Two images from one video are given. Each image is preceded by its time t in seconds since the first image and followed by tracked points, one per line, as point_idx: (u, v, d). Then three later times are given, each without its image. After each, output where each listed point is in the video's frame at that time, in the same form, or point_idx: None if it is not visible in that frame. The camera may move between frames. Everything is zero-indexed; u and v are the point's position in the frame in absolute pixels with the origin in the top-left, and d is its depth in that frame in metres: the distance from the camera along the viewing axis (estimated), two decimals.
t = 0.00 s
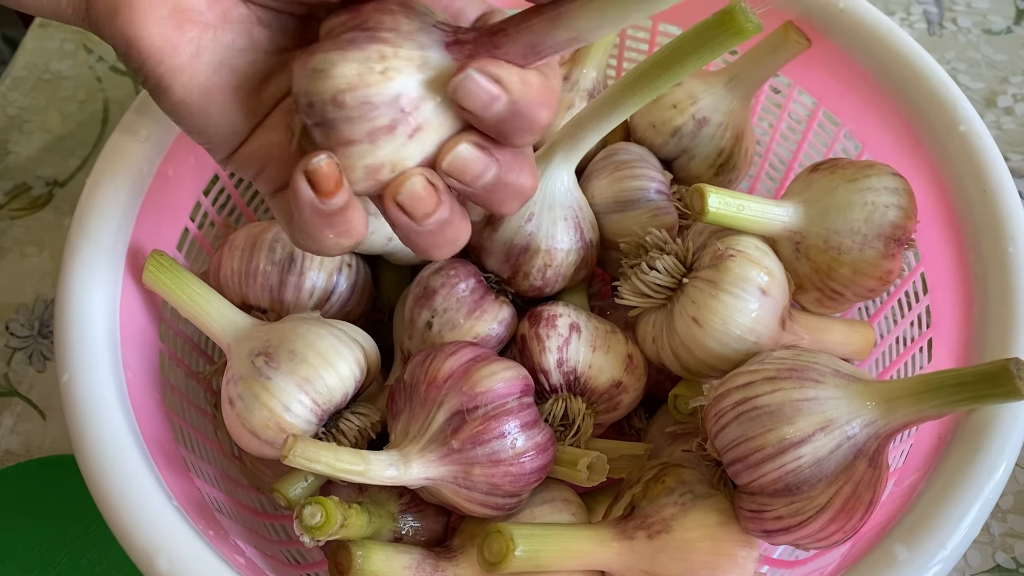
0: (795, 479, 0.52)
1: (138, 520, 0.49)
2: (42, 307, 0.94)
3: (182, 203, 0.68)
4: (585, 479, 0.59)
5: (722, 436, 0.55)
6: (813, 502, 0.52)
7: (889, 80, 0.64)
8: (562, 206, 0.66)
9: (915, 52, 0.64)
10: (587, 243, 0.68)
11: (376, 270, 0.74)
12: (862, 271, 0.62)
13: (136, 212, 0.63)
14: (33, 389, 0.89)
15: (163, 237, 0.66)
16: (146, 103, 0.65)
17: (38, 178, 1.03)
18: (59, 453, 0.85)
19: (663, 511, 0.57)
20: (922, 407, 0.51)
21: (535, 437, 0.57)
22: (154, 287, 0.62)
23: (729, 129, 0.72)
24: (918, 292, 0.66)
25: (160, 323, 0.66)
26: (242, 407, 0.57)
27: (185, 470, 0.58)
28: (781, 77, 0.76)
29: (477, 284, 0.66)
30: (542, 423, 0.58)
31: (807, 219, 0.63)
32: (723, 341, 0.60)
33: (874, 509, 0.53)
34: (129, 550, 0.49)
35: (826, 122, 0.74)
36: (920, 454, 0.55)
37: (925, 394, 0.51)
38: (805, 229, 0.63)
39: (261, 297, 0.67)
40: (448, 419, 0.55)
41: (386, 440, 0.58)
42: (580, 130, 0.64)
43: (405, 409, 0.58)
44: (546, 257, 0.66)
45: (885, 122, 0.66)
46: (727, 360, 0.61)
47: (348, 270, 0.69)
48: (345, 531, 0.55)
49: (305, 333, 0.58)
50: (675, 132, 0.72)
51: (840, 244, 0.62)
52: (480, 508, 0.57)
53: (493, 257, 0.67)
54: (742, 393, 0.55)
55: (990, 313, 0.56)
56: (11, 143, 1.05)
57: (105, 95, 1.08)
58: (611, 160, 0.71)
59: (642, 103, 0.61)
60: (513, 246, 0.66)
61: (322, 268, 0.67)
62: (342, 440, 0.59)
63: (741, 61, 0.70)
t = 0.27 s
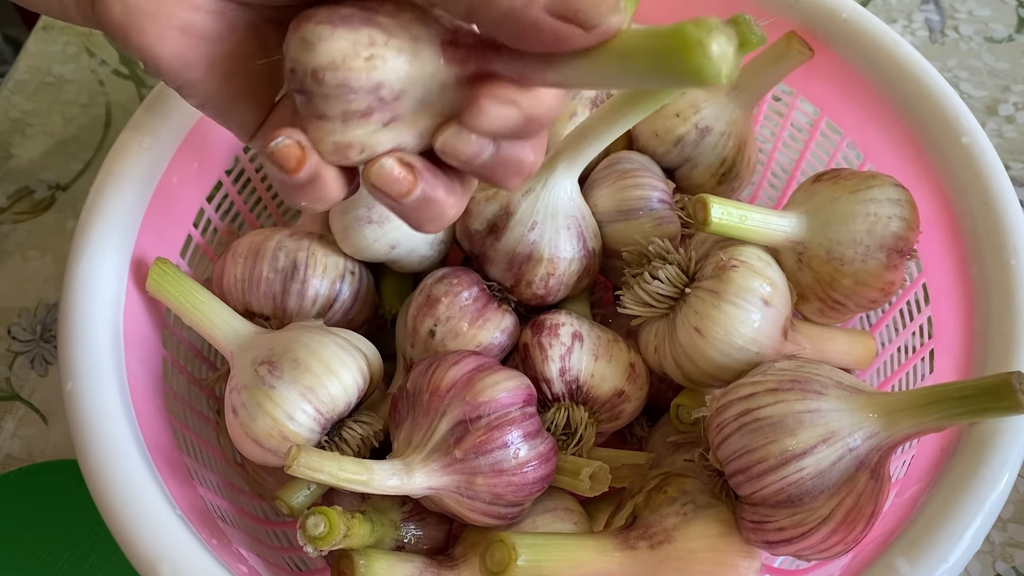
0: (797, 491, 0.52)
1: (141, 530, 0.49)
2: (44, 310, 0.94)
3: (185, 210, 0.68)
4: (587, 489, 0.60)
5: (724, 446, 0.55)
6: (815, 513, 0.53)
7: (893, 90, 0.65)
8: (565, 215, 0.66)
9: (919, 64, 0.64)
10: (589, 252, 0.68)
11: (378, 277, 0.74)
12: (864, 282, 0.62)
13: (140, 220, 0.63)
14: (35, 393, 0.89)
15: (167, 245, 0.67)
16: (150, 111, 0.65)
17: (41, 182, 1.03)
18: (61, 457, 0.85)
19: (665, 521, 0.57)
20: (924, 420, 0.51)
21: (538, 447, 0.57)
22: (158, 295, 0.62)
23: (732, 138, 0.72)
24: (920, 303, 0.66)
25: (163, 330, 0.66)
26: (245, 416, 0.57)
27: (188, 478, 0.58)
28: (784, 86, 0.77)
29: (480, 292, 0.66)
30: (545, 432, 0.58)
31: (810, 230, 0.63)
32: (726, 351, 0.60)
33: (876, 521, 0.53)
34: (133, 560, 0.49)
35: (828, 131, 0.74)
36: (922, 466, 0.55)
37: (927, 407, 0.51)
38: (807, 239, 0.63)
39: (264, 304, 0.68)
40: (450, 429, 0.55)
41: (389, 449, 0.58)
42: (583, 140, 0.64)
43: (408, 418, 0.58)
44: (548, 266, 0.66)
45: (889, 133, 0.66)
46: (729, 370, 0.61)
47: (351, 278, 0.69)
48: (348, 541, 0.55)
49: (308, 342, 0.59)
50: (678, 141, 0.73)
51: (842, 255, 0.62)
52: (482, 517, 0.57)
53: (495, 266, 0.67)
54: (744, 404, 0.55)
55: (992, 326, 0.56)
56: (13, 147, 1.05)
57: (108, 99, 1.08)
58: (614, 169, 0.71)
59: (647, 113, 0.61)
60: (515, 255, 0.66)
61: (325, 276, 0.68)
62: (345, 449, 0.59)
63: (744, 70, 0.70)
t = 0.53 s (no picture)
0: (799, 504, 0.52)
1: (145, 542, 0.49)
2: (46, 316, 0.94)
3: (188, 219, 0.68)
4: (589, 500, 0.60)
5: (727, 459, 0.56)
6: (817, 527, 0.53)
7: (896, 103, 0.65)
8: (568, 225, 0.66)
9: (922, 77, 0.64)
10: (592, 262, 0.68)
11: (380, 287, 0.74)
12: (866, 295, 0.62)
13: (144, 230, 0.63)
14: (36, 399, 0.89)
15: (170, 254, 0.67)
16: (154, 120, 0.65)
17: (43, 188, 1.03)
18: (63, 464, 0.85)
19: (667, 533, 0.57)
20: (926, 435, 0.51)
21: (540, 459, 0.57)
22: (162, 304, 0.62)
23: (735, 148, 0.72)
24: (922, 315, 0.66)
25: (166, 340, 0.66)
26: (248, 427, 0.57)
27: (190, 488, 0.58)
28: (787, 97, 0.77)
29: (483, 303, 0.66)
30: (547, 444, 0.58)
31: (813, 242, 0.63)
32: (728, 363, 0.60)
33: (878, 534, 0.54)
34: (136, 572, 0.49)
35: (830, 142, 0.74)
36: (924, 479, 0.55)
37: (929, 422, 0.51)
38: (810, 252, 0.63)
39: (267, 314, 0.68)
40: (453, 441, 0.55)
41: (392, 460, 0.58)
42: (587, 150, 0.64)
43: (411, 429, 0.58)
44: (551, 276, 0.66)
45: (891, 145, 0.67)
46: (732, 382, 0.61)
47: (354, 287, 0.69)
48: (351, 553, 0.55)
49: (311, 352, 0.59)
50: (681, 152, 0.73)
51: (845, 267, 0.62)
52: (484, 529, 0.58)
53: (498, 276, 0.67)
54: (747, 417, 0.55)
55: (994, 340, 0.56)
56: (16, 152, 1.05)
57: (110, 104, 1.08)
58: (617, 179, 0.71)
59: (652, 125, 0.61)
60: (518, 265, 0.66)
61: (329, 285, 0.68)
62: (347, 459, 0.59)
63: (748, 81, 0.70)
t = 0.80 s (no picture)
0: (799, 522, 0.52)
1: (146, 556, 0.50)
2: (45, 324, 0.93)
3: (188, 231, 0.68)
4: (589, 515, 0.60)
5: (726, 476, 0.56)
6: (816, 545, 0.53)
7: (897, 118, 0.65)
8: (569, 239, 0.66)
9: (923, 92, 0.64)
10: (593, 276, 0.68)
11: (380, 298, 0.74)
12: (866, 311, 0.62)
13: (144, 243, 0.63)
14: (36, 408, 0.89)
15: (170, 266, 0.67)
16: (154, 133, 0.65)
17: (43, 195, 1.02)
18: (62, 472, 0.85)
19: (667, 549, 0.57)
20: (925, 453, 0.51)
21: (540, 475, 0.57)
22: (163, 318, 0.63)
23: (735, 162, 0.72)
24: (922, 330, 0.66)
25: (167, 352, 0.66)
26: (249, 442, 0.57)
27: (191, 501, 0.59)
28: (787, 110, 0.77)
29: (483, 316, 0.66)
30: (547, 459, 0.59)
31: (813, 257, 0.63)
32: (728, 379, 0.60)
33: (877, 553, 0.54)
34: None
35: (831, 156, 0.75)
36: (923, 497, 0.55)
37: (928, 441, 0.51)
38: (810, 267, 0.64)
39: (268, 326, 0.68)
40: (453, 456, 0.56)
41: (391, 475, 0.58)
42: (587, 165, 0.64)
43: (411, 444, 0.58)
44: (552, 290, 0.66)
45: (892, 160, 0.67)
46: (732, 397, 0.61)
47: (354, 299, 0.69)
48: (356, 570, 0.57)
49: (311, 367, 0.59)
50: (682, 165, 0.73)
51: (845, 283, 0.62)
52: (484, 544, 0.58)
53: (499, 289, 0.67)
54: (747, 434, 0.55)
55: (994, 358, 0.56)
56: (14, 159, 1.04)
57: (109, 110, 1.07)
58: (618, 192, 0.71)
59: (652, 140, 0.61)
60: (519, 279, 0.66)
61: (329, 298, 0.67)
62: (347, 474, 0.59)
63: (748, 95, 0.70)
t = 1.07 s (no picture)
0: (801, 535, 0.52)
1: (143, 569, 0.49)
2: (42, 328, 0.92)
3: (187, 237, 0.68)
4: (589, 526, 0.60)
5: (728, 487, 0.55)
6: (819, 557, 0.53)
7: (901, 126, 0.64)
8: (570, 247, 0.65)
9: (927, 101, 0.64)
10: (594, 284, 0.67)
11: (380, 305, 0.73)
12: (869, 321, 0.62)
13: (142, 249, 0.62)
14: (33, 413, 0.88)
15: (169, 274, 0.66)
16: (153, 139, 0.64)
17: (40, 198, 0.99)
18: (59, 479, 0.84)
19: (668, 561, 0.57)
20: (928, 466, 0.51)
21: (541, 486, 0.57)
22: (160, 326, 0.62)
23: (738, 169, 0.72)
24: (925, 339, 0.66)
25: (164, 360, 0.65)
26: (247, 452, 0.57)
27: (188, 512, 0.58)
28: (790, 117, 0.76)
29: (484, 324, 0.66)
30: (548, 469, 0.58)
31: (816, 266, 0.63)
32: (730, 389, 0.60)
33: (879, 566, 0.53)
34: None
35: (833, 163, 0.74)
36: (926, 510, 0.54)
37: (933, 454, 0.50)
38: (813, 276, 0.63)
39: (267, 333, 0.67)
40: (453, 467, 0.55)
41: (390, 485, 0.58)
42: (588, 172, 0.64)
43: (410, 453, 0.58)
44: (552, 298, 0.65)
45: (895, 169, 0.66)
46: (733, 407, 0.61)
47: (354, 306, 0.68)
48: None
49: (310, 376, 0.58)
50: (684, 172, 0.72)
51: (848, 293, 0.62)
52: (484, 555, 0.57)
53: (500, 297, 0.66)
54: (750, 445, 0.55)
55: (998, 369, 0.56)
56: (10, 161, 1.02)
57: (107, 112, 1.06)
58: (620, 199, 0.70)
59: (653, 149, 0.61)
60: (519, 287, 0.65)
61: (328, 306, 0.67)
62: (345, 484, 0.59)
63: (751, 102, 0.70)
